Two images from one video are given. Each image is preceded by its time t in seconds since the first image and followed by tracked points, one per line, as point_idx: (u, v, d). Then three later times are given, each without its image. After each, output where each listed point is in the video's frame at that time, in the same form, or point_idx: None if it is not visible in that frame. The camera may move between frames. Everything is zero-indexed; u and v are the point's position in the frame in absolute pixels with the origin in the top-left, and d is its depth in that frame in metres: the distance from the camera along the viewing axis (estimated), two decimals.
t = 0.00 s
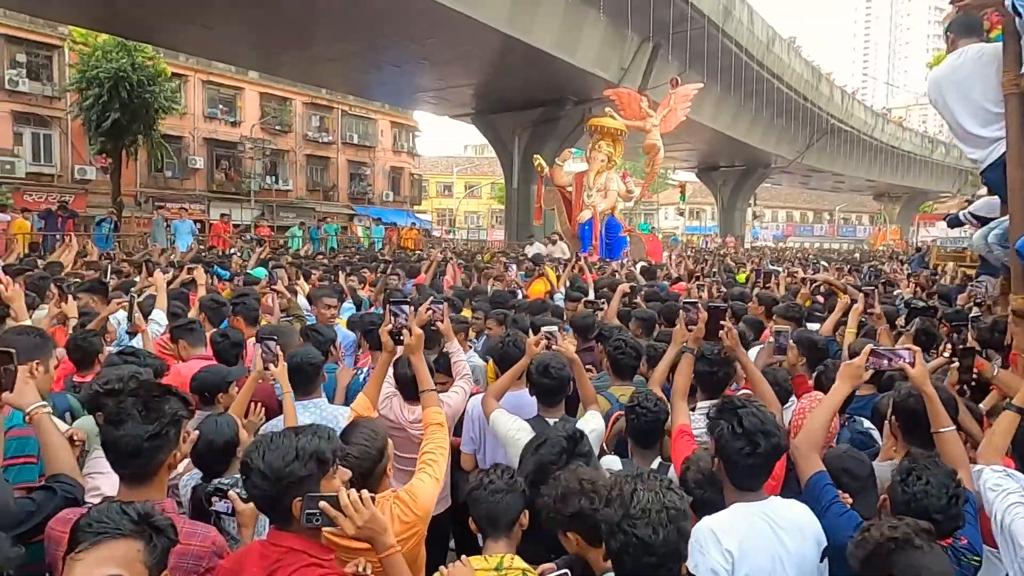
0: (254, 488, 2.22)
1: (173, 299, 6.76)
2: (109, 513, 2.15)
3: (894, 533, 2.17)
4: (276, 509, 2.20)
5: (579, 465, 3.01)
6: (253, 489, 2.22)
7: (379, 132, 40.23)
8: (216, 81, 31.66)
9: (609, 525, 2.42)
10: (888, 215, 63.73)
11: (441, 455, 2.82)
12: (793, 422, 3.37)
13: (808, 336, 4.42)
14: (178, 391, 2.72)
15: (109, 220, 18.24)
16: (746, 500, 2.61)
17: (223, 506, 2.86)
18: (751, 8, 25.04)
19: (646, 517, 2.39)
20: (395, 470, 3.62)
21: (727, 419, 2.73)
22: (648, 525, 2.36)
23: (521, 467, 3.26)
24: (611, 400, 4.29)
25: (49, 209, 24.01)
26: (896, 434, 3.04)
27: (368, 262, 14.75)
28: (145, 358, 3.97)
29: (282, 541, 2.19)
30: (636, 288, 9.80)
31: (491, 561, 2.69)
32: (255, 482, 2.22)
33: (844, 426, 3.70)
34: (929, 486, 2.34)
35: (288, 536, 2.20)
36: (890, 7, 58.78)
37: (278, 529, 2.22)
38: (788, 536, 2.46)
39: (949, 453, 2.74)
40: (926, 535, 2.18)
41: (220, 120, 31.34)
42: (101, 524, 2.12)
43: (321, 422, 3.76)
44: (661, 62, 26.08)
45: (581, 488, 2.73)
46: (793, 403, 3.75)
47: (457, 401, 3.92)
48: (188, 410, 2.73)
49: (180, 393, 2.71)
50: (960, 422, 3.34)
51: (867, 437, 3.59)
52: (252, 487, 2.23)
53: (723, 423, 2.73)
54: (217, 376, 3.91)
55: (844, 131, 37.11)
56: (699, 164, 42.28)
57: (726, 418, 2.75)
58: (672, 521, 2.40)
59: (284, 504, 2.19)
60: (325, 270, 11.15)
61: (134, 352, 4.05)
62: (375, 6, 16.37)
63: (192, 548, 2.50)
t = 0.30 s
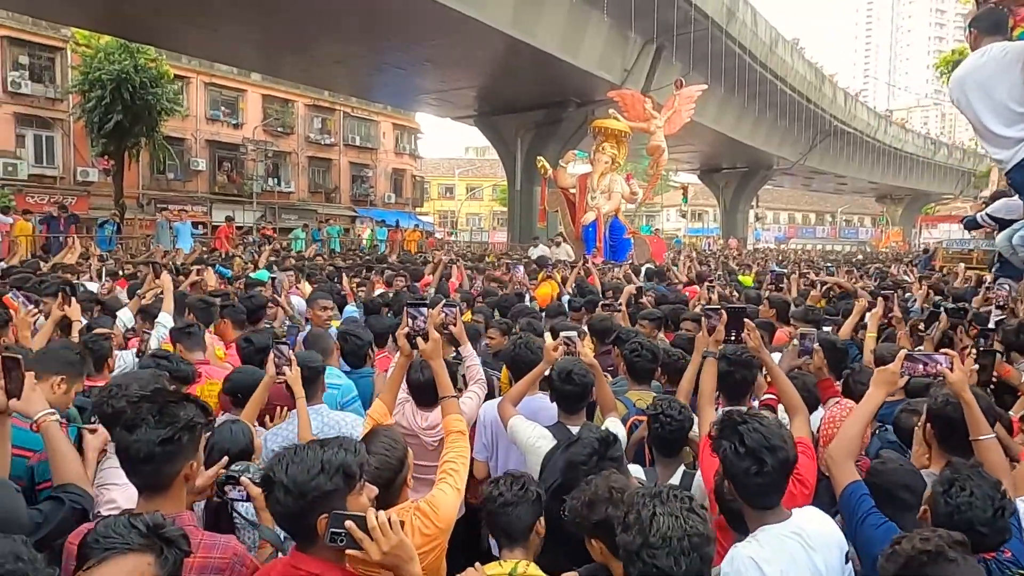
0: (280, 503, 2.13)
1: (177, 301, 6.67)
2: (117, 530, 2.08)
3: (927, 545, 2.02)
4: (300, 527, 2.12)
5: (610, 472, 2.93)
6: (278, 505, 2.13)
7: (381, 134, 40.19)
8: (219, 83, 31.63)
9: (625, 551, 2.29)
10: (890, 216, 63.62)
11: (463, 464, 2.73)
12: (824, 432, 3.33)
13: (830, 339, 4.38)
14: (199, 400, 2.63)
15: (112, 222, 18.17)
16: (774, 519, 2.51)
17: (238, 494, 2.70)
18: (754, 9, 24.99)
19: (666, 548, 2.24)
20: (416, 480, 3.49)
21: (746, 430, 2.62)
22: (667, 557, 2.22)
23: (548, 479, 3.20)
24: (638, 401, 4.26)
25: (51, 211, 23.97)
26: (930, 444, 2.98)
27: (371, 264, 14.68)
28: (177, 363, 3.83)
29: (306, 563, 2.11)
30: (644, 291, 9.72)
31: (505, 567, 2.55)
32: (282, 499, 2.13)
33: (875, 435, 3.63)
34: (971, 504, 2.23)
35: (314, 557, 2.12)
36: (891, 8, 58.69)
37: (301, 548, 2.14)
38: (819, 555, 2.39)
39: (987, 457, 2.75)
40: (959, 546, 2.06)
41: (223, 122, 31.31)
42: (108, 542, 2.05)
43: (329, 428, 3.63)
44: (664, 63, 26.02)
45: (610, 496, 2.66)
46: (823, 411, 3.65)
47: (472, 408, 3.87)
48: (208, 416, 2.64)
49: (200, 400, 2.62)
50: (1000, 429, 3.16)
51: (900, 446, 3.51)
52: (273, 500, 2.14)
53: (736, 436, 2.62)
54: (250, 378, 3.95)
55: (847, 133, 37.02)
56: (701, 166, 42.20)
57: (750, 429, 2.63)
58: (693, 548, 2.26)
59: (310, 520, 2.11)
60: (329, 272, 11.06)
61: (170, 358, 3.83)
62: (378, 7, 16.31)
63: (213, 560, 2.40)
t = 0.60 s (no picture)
0: (296, 521, 2.11)
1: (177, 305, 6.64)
2: (132, 534, 2.09)
3: (935, 550, 1.96)
4: (319, 543, 2.11)
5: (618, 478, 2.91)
6: (295, 520, 2.11)
7: (379, 134, 40.18)
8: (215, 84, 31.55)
9: (618, 565, 2.28)
10: (887, 213, 63.72)
11: (470, 471, 2.74)
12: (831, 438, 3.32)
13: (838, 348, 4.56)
14: (199, 410, 2.61)
15: (109, 224, 18.11)
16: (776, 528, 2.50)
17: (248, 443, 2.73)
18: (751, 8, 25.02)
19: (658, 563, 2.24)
20: (424, 485, 3.47)
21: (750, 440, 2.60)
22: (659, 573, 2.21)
23: (555, 487, 3.20)
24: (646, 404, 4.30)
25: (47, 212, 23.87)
26: (940, 447, 2.99)
27: (370, 265, 14.65)
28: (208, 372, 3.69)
29: None
30: (644, 291, 9.72)
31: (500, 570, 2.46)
32: (302, 516, 2.10)
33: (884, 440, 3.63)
34: (975, 509, 2.22)
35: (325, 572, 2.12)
36: (887, 6, 58.79)
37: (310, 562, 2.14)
38: (822, 564, 2.39)
39: (996, 459, 2.75)
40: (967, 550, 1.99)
41: (219, 122, 31.24)
42: (125, 551, 2.04)
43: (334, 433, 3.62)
44: (662, 62, 26.04)
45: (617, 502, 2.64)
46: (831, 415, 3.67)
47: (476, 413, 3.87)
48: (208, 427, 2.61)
49: (200, 411, 2.60)
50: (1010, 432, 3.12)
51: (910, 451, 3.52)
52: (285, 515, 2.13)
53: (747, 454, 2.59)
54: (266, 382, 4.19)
55: (844, 130, 37.07)
56: (698, 165, 42.24)
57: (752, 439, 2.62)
58: (684, 563, 2.26)
59: (332, 536, 2.10)
60: (328, 273, 11.03)
61: (198, 368, 3.68)
62: (375, 8, 16.30)
63: (214, 564, 2.42)
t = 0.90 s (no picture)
0: (337, 526, 2.12)
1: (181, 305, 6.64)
2: (210, 531, 2.11)
3: (962, 548, 2.00)
4: (361, 543, 2.12)
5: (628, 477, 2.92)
6: (333, 522, 2.13)
7: (373, 130, 40.10)
8: (209, 80, 31.40)
9: (656, 558, 2.35)
10: (880, 208, 64.00)
11: (491, 472, 2.82)
12: (841, 436, 3.40)
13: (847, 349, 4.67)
14: (227, 415, 2.61)
15: (105, 221, 18.05)
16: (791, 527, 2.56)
17: (273, 428, 2.79)
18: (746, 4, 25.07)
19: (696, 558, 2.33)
20: (445, 486, 3.52)
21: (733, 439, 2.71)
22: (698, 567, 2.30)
23: (570, 485, 3.23)
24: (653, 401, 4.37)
25: (41, 210, 23.74)
26: (949, 446, 3.04)
27: (368, 262, 14.65)
28: (225, 371, 3.71)
29: None
30: (644, 288, 9.78)
31: None
32: (345, 518, 2.11)
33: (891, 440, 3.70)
34: (990, 504, 2.27)
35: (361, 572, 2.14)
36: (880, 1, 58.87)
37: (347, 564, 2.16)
38: (843, 563, 2.42)
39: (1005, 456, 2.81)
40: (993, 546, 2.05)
41: (214, 119, 31.11)
42: (206, 547, 2.07)
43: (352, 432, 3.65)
44: (658, 58, 26.05)
45: (630, 499, 2.64)
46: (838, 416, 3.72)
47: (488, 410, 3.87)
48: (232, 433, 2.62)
49: (228, 414, 2.60)
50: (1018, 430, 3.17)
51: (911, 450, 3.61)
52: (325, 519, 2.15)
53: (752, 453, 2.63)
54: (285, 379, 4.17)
55: (839, 126, 37.19)
56: (693, 160, 42.31)
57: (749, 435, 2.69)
58: (723, 558, 2.35)
59: (376, 538, 2.12)
60: (327, 271, 11.04)
61: (217, 366, 3.68)
62: (370, 4, 16.26)
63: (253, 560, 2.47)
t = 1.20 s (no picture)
0: (366, 516, 2.20)
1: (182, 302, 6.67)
2: (248, 511, 2.19)
3: (968, 527, 2.11)
4: (389, 529, 2.18)
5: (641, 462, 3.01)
6: (364, 507, 2.20)
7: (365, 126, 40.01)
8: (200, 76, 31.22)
9: (661, 540, 2.32)
10: (870, 203, 64.50)
11: (503, 463, 2.90)
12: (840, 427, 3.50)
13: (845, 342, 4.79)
14: (252, 409, 2.69)
15: (97, 218, 17.94)
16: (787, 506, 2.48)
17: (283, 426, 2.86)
18: None
19: (702, 535, 2.29)
20: (456, 478, 3.60)
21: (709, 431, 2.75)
22: (703, 543, 2.27)
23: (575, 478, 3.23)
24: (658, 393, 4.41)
25: (30, 207, 23.55)
26: (945, 435, 3.15)
27: (363, 258, 14.68)
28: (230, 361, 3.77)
29: (373, 563, 2.15)
30: (640, 283, 9.87)
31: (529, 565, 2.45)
32: (378, 505, 2.18)
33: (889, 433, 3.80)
34: (987, 483, 2.36)
35: (386, 560, 2.19)
36: None
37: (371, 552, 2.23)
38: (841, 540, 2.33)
39: (1001, 442, 2.92)
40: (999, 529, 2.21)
41: (205, 115, 30.95)
42: (252, 525, 2.13)
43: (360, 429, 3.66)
44: (651, 54, 26.14)
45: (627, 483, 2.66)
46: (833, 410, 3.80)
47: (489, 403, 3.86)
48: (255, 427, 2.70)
49: (253, 408, 2.68)
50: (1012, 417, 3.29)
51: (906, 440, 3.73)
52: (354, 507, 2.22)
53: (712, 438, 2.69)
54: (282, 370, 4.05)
55: (829, 121, 37.42)
56: (684, 156, 42.47)
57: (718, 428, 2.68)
58: (725, 535, 2.32)
59: (405, 526, 2.19)
60: (323, 267, 11.07)
61: (223, 356, 3.75)
62: None
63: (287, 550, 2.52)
